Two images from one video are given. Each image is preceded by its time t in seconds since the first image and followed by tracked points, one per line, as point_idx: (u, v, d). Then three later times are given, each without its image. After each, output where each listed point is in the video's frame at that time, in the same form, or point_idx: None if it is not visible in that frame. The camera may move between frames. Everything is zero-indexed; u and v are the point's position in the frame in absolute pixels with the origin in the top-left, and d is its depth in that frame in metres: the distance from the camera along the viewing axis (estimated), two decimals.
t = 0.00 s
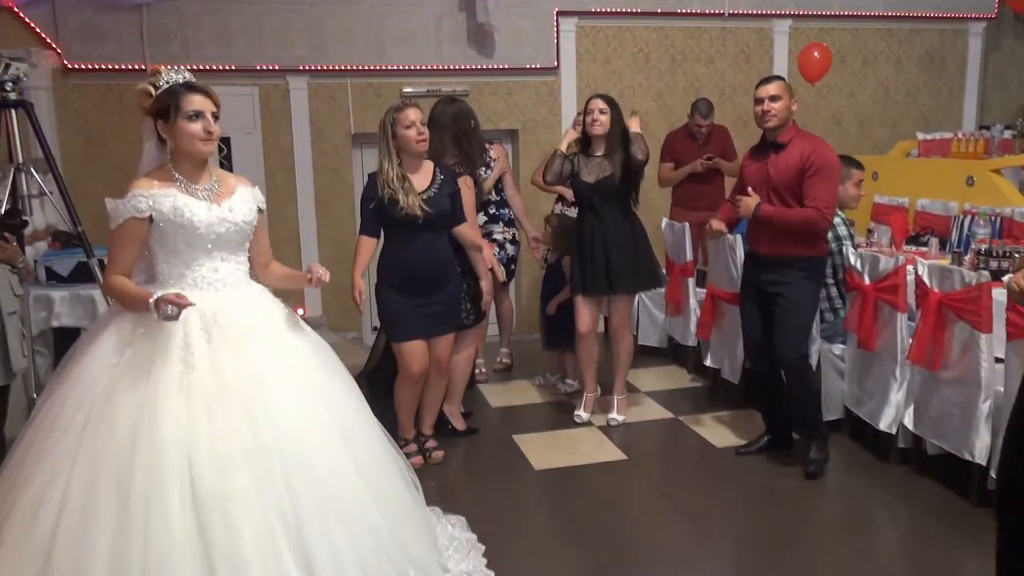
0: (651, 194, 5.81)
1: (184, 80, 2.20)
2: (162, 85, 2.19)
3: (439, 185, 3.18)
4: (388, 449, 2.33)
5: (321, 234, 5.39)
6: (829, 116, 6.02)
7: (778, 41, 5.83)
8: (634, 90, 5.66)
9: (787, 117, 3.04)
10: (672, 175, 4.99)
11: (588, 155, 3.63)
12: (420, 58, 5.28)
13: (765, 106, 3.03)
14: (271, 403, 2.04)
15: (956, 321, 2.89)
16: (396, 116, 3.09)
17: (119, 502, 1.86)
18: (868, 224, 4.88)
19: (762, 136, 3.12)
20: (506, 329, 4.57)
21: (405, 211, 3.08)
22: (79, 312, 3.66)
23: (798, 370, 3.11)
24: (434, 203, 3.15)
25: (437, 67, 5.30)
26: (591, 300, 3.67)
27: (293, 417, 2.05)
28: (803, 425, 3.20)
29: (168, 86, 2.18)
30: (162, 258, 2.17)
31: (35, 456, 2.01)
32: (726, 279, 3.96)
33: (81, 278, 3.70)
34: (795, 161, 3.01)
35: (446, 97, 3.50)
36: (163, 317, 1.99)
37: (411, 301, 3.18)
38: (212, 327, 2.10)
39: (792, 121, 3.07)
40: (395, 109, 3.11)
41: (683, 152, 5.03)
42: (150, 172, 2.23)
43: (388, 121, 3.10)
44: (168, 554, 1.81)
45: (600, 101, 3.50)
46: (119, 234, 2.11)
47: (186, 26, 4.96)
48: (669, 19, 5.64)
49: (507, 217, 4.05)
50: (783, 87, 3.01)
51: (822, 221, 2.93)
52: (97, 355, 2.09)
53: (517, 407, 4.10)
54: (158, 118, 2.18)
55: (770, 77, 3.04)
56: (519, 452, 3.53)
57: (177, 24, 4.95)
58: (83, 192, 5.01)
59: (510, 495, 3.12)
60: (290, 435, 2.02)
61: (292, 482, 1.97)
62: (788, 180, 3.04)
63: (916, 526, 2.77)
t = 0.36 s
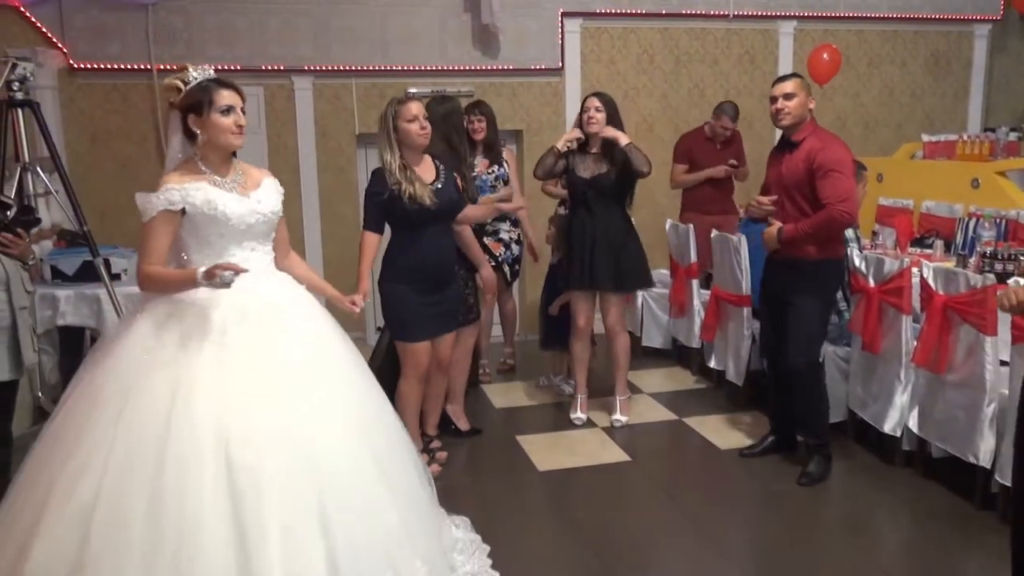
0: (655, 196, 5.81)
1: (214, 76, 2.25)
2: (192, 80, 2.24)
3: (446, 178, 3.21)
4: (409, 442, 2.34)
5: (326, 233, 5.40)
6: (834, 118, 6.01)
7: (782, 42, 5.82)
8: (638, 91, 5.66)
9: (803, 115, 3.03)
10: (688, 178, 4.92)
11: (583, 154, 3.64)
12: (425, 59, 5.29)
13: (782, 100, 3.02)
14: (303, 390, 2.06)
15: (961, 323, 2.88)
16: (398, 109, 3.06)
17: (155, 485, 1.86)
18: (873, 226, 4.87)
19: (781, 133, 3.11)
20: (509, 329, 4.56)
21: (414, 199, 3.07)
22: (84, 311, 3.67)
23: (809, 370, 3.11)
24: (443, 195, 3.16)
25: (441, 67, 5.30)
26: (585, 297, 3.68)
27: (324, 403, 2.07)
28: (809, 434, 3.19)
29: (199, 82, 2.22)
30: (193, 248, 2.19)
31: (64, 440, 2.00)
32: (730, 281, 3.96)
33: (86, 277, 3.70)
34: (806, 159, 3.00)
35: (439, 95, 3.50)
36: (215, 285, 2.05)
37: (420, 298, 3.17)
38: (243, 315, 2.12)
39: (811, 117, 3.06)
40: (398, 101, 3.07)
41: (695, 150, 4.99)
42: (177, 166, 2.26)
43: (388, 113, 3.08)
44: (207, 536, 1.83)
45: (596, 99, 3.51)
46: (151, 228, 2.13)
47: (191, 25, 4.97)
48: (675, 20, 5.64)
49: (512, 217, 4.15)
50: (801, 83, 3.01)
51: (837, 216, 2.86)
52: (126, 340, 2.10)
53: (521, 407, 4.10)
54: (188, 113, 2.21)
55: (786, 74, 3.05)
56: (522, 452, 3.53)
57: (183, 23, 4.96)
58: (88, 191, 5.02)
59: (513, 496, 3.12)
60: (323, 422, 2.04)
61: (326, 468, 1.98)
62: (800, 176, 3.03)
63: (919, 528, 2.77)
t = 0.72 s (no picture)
0: (658, 196, 5.81)
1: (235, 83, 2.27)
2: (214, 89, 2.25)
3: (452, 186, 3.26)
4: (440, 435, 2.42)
5: (328, 233, 5.41)
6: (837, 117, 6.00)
7: (785, 42, 5.82)
8: (640, 90, 5.65)
9: (825, 121, 3.00)
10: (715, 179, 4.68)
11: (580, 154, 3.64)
12: (427, 59, 5.29)
13: (804, 107, 2.97)
14: (345, 390, 2.12)
15: (965, 323, 2.88)
16: (410, 115, 3.08)
17: (215, 492, 1.91)
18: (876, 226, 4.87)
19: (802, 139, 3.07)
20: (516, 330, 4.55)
21: (432, 205, 3.08)
22: (87, 312, 3.67)
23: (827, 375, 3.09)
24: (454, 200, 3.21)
25: (443, 67, 5.31)
26: (579, 296, 3.69)
27: (364, 403, 2.14)
28: (817, 434, 3.19)
29: (222, 90, 2.24)
30: (222, 254, 2.21)
31: (114, 452, 2.04)
32: (733, 280, 3.96)
33: (89, 278, 3.71)
34: (834, 164, 2.97)
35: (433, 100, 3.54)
36: (274, 318, 2.07)
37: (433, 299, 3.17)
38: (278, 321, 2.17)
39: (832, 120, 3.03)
40: (408, 107, 3.09)
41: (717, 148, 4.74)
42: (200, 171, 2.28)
43: (395, 117, 3.10)
44: (270, 536, 1.89)
45: (588, 102, 3.53)
46: (184, 235, 2.14)
47: (194, 26, 4.98)
48: (677, 20, 5.63)
49: (524, 216, 4.22)
50: (818, 90, 2.95)
51: (852, 226, 2.87)
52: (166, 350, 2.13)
53: (524, 407, 4.10)
54: (211, 120, 2.23)
55: (801, 82, 3.00)
56: (525, 452, 3.53)
57: (186, 24, 4.97)
58: (92, 191, 5.03)
59: (516, 495, 3.12)
60: (366, 421, 2.10)
61: (374, 465, 2.05)
62: (823, 182, 3.01)
63: (923, 528, 2.77)
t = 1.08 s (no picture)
0: (659, 197, 5.80)
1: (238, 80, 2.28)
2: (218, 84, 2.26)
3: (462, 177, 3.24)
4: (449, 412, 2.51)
5: (329, 235, 5.41)
6: (838, 118, 6.00)
7: (786, 43, 5.81)
8: (641, 92, 5.65)
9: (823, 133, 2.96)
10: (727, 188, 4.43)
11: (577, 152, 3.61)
12: (428, 61, 5.29)
13: (798, 141, 2.91)
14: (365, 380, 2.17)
15: (967, 325, 2.87)
16: (417, 113, 3.07)
17: (268, 487, 1.94)
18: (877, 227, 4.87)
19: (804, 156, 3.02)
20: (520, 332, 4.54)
21: (433, 198, 3.09)
22: (88, 315, 3.66)
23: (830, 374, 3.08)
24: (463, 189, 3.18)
25: (444, 70, 5.31)
26: (584, 296, 3.68)
27: (385, 390, 2.19)
28: (821, 435, 3.18)
29: (225, 85, 2.25)
30: (234, 244, 2.24)
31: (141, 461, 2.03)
32: (734, 282, 3.95)
33: (91, 281, 3.71)
34: (849, 169, 2.95)
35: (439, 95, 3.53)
36: (266, 313, 2.06)
37: (433, 299, 3.17)
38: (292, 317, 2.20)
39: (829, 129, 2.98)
40: (417, 104, 3.08)
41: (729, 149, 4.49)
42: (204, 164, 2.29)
43: (404, 113, 3.08)
44: (333, 521, 1.95)
45: (585, 102, 3.53)
46: (199, 223, 2.16)
47: (196, 29, 4.98)
48: (678, 21, 5.63)
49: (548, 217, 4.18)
50: (804, 122, 2.88)
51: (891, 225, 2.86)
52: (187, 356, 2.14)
53: (526, 409, 4.10)
54: (213, 115, 2.24)
55: (789, 107, 2.89)
56: (527, 455, 3.53)
57: (187, 27, 4.97)
58: (94, 194, 5.04)
59: (517, 498, 3.12)
60: (389, 408, 2.16)
61: (403, 449, 2.12)
62: (839, 191, 2.99)
63: (926, 530, 2.76)
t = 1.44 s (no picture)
0: (660, 199, 5.80)
1: (244, 93, 2.27)
2: (224, 95, 2.25)
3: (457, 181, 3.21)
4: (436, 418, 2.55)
5: (329, 237, 5.41)
6: (838, 119, 6.00)
7: (786, 44, 5.81)
8: (641, 94, 5.65)
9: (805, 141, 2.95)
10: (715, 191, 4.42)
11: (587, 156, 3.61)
12: (428, 63, 5.29)
13: (780, 146, 2.92)
14: (361, 386, 2.19)
15: (968, 326, 2.87)
16: (413, 126, 3.03)
17: (274, 495, 1.94)
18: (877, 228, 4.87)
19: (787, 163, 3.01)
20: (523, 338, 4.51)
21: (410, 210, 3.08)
22: (88, 317, 3.66)
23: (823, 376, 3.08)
24: (451, 196, 3.16)
25: (444, 72, 5.31)
26: (591, 301, 3.67)
27: (380, 397, 2.22)
28: (821, 437, 3.18)
29: (230, 98, 2.24)
30: (223, 253, 2.24)
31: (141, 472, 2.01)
32: (733, 283, 3.96)
33: (91, 283, 3.71)
34: (829, 176, 2.92)
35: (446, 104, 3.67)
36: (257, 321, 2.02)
37: (427, 303, 3.16)
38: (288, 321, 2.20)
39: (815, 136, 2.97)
40: (412, 117, 3.04)
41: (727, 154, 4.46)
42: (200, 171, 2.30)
43: (402, 117, 3.06)
44: (339, 529, 1.96)
45: (591, 107, 3.51)
46: (192, 229, 2.14)
47: (195, 31, 4.99)
48: (678, 23, 5.63)
49: (549, 220, 4.18)
50: (784, 126, 2.89)
51: (861, 236, 2.85)
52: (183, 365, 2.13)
53: (526, 411, 4.09)
54: (215, 126, 2.25)
55: (772, 113, 2.90)
56: (527, 457, 3.52)
57: (187, 29, 4.97)
58: (93, 196, 5.03)
59: (517, 500, 3.12)
60: (384, 415, 2.19)
61: (400, 454, 2.16)
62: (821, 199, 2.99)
63: (927, 531, 2.76)
